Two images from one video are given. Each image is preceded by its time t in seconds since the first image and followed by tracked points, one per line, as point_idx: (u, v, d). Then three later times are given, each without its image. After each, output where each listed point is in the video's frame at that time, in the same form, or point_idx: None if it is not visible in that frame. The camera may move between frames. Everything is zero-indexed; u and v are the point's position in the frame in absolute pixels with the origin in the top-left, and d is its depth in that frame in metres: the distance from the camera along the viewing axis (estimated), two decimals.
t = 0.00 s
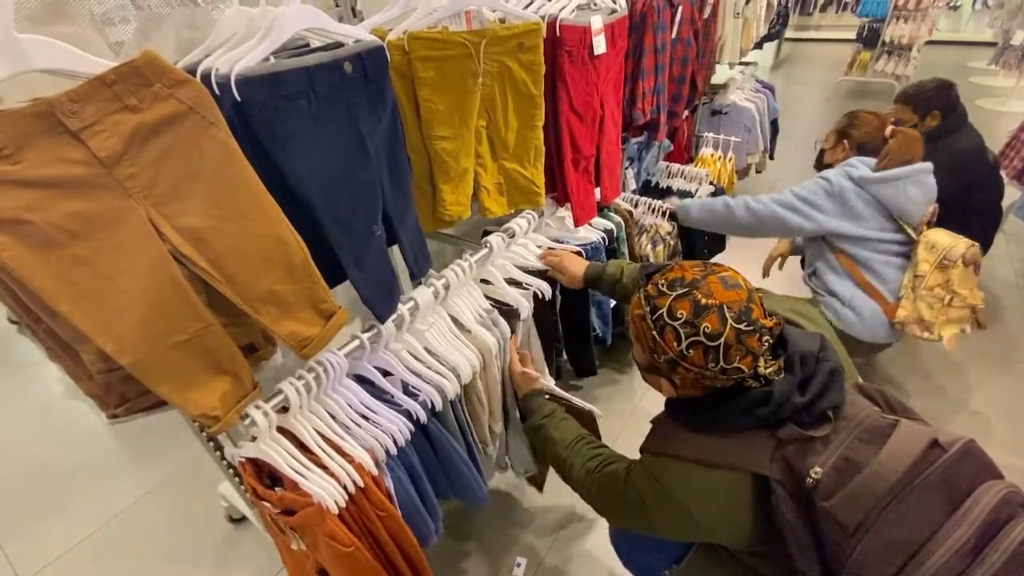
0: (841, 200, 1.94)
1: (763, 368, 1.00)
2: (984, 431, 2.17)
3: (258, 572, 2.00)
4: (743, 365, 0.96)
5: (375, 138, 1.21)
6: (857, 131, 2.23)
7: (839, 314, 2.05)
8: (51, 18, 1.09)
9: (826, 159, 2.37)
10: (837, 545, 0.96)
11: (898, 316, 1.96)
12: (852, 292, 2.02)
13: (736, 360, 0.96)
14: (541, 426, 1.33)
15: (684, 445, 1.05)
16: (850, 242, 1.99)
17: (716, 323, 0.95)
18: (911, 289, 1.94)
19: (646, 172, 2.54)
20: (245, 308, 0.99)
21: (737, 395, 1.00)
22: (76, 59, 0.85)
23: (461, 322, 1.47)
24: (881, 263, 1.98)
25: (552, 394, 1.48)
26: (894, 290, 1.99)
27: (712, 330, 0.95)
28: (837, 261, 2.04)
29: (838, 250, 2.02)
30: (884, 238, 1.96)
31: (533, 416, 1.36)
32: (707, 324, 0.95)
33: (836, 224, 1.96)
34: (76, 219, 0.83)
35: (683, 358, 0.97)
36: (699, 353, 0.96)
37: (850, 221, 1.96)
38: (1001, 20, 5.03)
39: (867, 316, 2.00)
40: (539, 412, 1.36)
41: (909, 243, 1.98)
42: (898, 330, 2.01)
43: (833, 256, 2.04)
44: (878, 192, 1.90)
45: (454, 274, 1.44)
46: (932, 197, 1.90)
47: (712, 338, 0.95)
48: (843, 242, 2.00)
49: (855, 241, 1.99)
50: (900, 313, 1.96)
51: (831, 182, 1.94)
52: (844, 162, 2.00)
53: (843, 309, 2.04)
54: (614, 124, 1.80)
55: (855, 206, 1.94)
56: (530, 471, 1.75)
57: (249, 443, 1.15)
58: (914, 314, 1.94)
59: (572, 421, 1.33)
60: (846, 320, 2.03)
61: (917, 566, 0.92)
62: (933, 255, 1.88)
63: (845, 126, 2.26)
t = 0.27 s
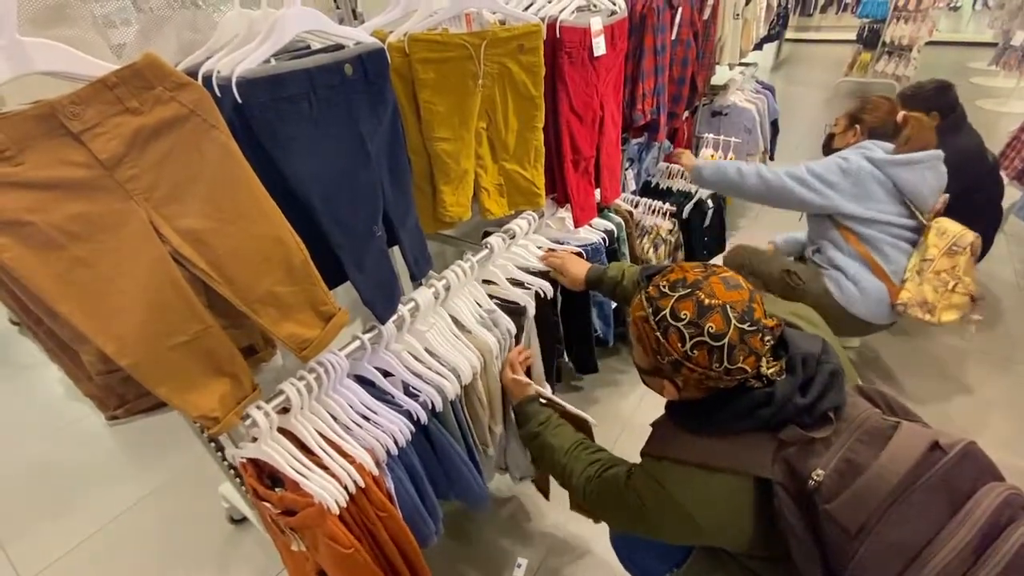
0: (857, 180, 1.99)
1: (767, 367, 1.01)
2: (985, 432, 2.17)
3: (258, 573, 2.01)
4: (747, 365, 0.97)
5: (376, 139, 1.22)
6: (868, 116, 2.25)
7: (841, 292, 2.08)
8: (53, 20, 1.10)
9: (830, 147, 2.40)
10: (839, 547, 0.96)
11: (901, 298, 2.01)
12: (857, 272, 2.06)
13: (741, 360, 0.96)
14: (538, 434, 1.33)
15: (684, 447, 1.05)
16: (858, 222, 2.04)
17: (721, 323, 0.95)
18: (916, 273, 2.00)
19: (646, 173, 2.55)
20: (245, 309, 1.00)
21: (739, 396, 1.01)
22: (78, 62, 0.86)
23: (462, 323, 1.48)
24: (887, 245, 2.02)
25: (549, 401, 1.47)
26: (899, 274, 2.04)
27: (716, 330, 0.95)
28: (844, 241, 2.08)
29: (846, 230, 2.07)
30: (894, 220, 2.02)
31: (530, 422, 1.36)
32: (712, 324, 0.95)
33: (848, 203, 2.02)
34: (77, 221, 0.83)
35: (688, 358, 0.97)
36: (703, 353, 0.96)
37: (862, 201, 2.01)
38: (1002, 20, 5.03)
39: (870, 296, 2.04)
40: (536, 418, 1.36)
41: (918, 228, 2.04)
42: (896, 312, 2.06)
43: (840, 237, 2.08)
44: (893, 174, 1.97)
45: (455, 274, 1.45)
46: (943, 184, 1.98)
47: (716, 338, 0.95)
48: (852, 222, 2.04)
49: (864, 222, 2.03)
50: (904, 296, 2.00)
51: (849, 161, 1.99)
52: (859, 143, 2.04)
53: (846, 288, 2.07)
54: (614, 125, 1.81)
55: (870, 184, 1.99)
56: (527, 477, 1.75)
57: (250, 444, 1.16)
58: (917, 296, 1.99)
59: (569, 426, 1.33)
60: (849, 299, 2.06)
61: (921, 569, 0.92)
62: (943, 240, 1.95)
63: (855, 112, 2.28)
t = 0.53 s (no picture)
0: (850, 181, 2.00)
1: (773, 367, 1.02)
2: (986, 433, 2.17)
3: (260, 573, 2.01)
4: (755, 365, 0.98)
5: (377, 141, 1.22)
6: (858, 112, 2.50)
7: (829, 293, 2.09)
8: (56, 23, 1.11)
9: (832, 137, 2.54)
10: (844, 549, 0.96)
11: (887, 298, 2.04)
12: (851, 274, 2.07)
13: (749, 361, 0.97)
14: (540, 437, 1.34)
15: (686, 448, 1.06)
16: (852, 224, 2.05)
17: (729, 324, 0.96)
18: (903, 274, 2.03)
19: (646, 174, 2.55)
20: (247, 310, 1.00)
21: (742, 397, 1.01)
22: (80, 65, 0.86)
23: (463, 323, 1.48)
24: (876, 245, 2.04)
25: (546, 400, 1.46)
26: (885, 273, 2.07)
27: (725, 331, 0.95)
28: (837, 243, 2.09)
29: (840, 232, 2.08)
30: (887, 221, 2.03)
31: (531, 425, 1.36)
32: (720, 326, 0.96)
33: (842, 205, 2.03)
34: (80, 223, 0.84)
35: (696, 361, 0.97)
36: (713, 356, 0.96)
37: (856, 203, 2.02)
38: (1002, 21, 5.04)
39: (852, 295, 2.06)
40: (536, 422, 1.36)
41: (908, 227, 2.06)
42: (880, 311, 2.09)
43: (832, 238, 2.10)
44: (886, 174, 1.98)
45: (455, 275, 1.45)
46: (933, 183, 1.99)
47: (725, 339, 0.95)
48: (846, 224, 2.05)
49: (857, 223, 2.04)
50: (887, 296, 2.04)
51: (841, 163, 2.00)
52: (848, 142, 2.05)
53: (836, 288, 2.09)
54: (614, 126, 1.81)
55: (865, 186, 2.00)
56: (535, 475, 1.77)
57: (251, 444, 1.16)
58: (902, 296, 2.03)
59: (570, 431, 1.34)
60: (837, 299, 2.09)
61: (926, 571, 0.92)
62: (929, 241, 1.98)
63: (848, 105, 2.52)
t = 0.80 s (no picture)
0: (838, 188, 1.98)
1: (773, 369, 1.01)
2: (987, 433, 2.18)
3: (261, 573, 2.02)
4: (755, 368, 0.98)
5: (377, 143, 1.23)
6: (833, 114, 2.18)
7: (831, 297, 2.09)
8: (57, 25, 1.12)
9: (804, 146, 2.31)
10: (842, 549, 0.96)
11: (895, 291, 2.06)
12: (852, 276, 2.06)
13: (750, 364, 0.97)
14: (543, 434, 1.33)
15: (685, 449, 1.06)
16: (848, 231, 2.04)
17: (730, 327, 0.96)
18: (903, 265, 2.06)
19: (646, 175, 2.56)
20: (250, 309, 1.01)
21: (742, 398, 1.02)
22: (82, 66, 0.87)
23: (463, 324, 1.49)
24: (873, 244, 2.05)
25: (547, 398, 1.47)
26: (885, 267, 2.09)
27: (726, 334, 0.95)
28: (834, 248, 2.08)
29: (835, 236, 2.06)
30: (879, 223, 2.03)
31: (536, 423, 1.35)
32: (721, 329, 0.96)
33: (833, 211, 2.02)
34: (83, 223, 0.84)
35: (697, 364, 0.98)
36: (714, 359, 0.96)
37: (847, 207, 2.01)
38: (1002, 22, 5.04)
39: (851, 295, 2.07)
40: (540, 418, 1.35)
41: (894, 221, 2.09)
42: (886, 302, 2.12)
43: (830, 245, 2.07)
44: (872, 176, 1.97)
45: (455, 276, 1.46)
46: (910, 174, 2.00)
47: (726, 342, 0.95)
48: (839, 229, 2.04)
49: (850, 228, 2.02)
50: (894, 288, 2.06)
51: (825, 170, 1.98)
52: (828, 145, 2.03)
53: (836, 291, 2.09)
54: (614, 127, 1.82)
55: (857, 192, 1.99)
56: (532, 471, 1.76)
57: (251, 445, 1.17)
58: (908, 286, 2.06)
59: (573, 428, 1.33)
60: (839, 301, 2.09)
61: (925, 570, 0.92)
62: (924, 231, 2.02)
63: (824, 107, 2.19)
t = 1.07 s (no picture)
0: (839, 192, 1.97)
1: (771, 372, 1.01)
2: (989, 435, 2.17)
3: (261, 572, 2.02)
4: (754, 371, 0.98)
5: (378, 144, 1.23)
6: (827, 119, 2.07)
7: (836, 299, 2.08)
8: (58, 26, 1.12)
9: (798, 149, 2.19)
10: (841, 550, 0.96)
11: (902, 288, 2.08)
12: (856, 277, 2.07)
13: (748, 367, 0.97)
14: (548, 432, 1.32)
15: (683, 451, 1.06)
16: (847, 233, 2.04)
17: (729, 329, 0.96)
18: (908, 262, 2.09)
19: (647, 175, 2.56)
20: (249, 310, 1.01)
21: (742, 399, 1.01)
22: (83, 68, 0.86)
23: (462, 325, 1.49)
24: (875, 244, 2.06)
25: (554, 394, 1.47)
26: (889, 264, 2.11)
27: (725, 337, 0.95)
28: (835, 251, 2.08)
29: (836, 239, 2.06)
30: (878, 225, 2.04)
31: (539, 421, 1.34)
32: (720, 331, 0.96)
33: (834, 215, 2.01)
34: (84, 224, 0.84)
35: (695, 365, 0.98)
36: (711, 361, 0.96)
37: (848, 211, 2.01)
38: (1006, 22, 5.02)
39: (856, 295, 2.07)
40: (542, 416, 1.34)
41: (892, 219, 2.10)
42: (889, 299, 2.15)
43: (830, 246, 2.08)
44: (873, 179, 1.97)
45: (455, 276, 1.46)
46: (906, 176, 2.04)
47: (725, 345, 0.95)
48: (840, 232, 2.04)
49: (851, 230, 2.03)
50: (903, 285, 2.08)
51: (827, 175, 1.96)
52: (827, 148, 2.01)
53: (840, 292, 2.08)
54: (615, 128, 1.82)
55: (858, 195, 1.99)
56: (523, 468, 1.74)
57: (251, 445, 1.17)
58: (912, 283, 2.10)
59: (576, 427, 1.34)
60: (844, 302, 2.08)
61: (925, 571, 0.92)
62: (927, 228, 2.06)
63: (816, 113, 2.08)
